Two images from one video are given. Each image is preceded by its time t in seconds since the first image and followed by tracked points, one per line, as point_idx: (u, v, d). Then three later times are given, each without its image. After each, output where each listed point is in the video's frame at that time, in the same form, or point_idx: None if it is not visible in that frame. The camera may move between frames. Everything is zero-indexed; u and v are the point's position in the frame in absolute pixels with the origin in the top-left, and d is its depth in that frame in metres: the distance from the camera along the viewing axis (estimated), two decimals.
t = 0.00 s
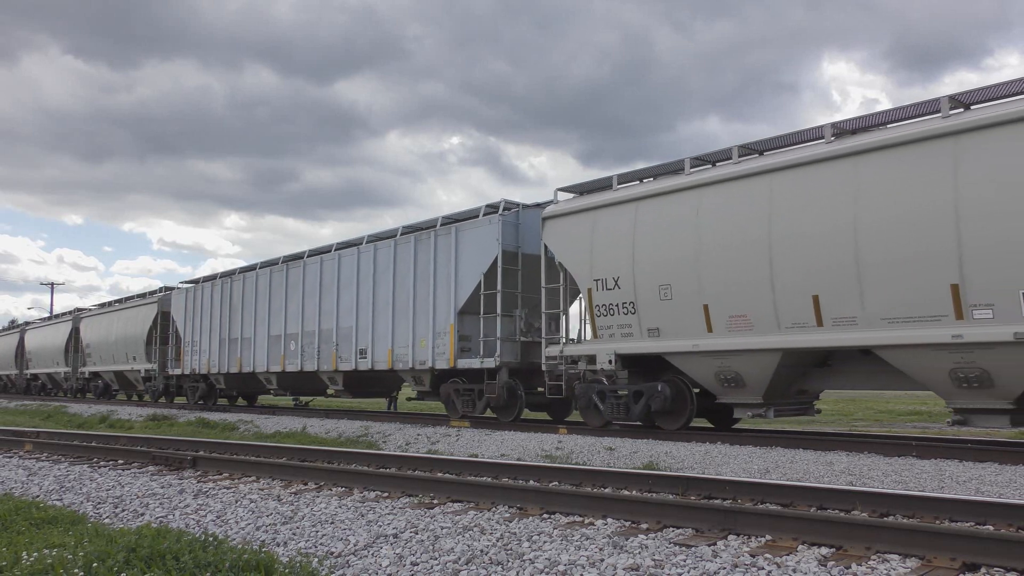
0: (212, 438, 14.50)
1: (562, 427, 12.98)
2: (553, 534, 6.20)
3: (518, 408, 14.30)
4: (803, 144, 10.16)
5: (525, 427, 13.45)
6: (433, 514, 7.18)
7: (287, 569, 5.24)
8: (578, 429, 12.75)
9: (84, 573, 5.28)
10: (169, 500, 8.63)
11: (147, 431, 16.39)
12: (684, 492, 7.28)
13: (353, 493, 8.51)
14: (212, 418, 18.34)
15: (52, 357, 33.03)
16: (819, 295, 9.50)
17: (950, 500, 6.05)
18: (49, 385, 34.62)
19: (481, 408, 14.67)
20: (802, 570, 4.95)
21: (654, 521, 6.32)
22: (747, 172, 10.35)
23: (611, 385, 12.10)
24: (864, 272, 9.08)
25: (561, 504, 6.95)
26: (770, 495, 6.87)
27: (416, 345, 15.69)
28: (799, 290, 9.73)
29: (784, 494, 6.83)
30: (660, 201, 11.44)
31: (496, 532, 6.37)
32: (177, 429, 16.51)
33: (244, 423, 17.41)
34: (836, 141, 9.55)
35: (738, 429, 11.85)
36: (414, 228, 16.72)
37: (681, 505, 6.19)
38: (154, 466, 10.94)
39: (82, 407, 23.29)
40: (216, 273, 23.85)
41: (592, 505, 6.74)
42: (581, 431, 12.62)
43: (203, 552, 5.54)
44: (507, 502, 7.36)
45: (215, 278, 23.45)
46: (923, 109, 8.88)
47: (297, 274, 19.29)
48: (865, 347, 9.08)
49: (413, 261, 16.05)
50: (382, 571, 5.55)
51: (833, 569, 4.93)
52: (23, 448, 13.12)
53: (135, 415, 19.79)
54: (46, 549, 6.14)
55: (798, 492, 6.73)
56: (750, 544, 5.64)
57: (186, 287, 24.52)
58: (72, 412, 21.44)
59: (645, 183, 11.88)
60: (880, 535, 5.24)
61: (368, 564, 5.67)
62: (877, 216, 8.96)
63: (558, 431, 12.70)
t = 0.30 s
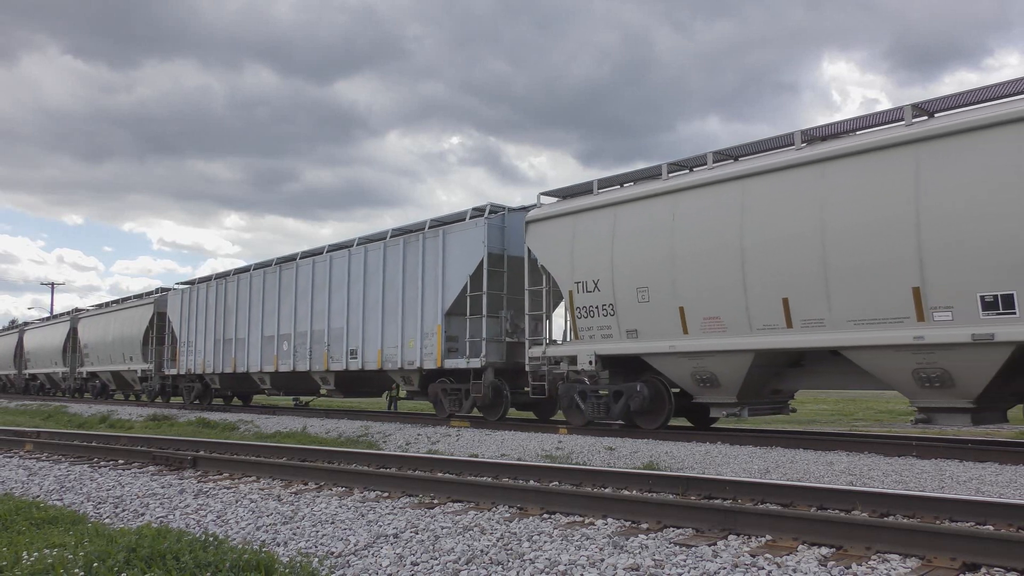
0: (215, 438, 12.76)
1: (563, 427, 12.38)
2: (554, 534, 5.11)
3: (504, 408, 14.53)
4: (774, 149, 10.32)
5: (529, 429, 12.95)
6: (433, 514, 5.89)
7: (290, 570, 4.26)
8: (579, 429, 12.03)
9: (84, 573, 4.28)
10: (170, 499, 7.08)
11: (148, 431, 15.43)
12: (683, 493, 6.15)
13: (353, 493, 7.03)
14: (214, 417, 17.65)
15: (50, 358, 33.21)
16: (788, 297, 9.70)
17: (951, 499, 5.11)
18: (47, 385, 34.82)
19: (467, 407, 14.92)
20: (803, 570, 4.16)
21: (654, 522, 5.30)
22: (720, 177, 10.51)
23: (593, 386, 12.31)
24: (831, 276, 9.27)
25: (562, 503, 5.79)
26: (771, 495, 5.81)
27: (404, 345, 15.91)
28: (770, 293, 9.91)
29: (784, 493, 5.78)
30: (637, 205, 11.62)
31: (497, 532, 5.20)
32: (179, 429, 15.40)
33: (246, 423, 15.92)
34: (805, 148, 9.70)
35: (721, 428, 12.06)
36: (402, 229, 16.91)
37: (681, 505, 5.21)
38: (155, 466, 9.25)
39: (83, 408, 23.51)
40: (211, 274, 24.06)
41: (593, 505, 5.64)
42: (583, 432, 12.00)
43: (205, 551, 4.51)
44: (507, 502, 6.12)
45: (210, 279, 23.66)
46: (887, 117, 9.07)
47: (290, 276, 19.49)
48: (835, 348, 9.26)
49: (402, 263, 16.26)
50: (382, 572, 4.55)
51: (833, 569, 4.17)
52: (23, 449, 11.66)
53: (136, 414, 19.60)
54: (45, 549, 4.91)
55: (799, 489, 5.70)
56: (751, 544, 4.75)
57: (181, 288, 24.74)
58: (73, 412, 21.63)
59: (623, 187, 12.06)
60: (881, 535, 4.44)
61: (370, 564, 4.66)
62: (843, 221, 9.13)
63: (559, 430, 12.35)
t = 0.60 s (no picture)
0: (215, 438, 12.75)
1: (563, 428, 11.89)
2: (554, 534, 5.11)
3: (490, 407, 14.62)
4: (748, 155, 10.40)
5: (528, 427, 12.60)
6: (433, 514, 5.89)
7: (291, 570, 4.26)
8: (575, 430, 11.69)
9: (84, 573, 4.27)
10: (169, 499, 7.08)
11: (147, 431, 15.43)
12: (683, 493, 6.15)
13: (353, 493, 7.02)
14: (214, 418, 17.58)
15: (47, 359, 33.18)
16: (759, 300, 9.75)
17: (951, 500, 5.11)
18: (45, 385, 34.81)
19: (453, 407, 14.97)
20: (803, 570, 4.16)
21: (654, 522, 5.30)
22: (694, 182, 10.59)
23: (574, 386, 12.32)
24: (801, 279, 9.34)
25: (562, 504, 5.79)
26: (771, 494, 5.82)
27: (393, 346, 15.91)
28: (742, 295, 9.95)
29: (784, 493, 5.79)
30: (615, 209, 11.67)
31: (497, 532, 5.20)
32: (179, 429, 15.39)
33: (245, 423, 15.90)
34: (776, 154, 9.81)
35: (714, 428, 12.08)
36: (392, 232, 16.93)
37: (681, 505, 5.21)
38: (155, 466, 9.24)
39: (83, 408, 23.46)
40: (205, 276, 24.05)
41: (593, 505, 5.64)
42: (582, 433, 11.70)
43: (206, 551, 4.51)
44: (507, 502, 6.12)
45: (204, 280, 23.66)
46: (853, 124, 9.20)
47: (282, 277, 19.50)
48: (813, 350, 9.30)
49: (391, 265, 16.27)
50: (382, 571, 4.54)
51: (833, 569, 4.17)
52: (22, 448, 11.64)
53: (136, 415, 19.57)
54: (45, 549, 4.91)
55: (799, 489, 5.70)
56: (751, 544, 4.75)
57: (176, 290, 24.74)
58: (72, 412, 21.59)
59: (604, 191, 12.09)
60: (881, 534, 4.44)
61: (369, 564, 4.66)
62: (812, 225, 9.22)
63: (558, 430, 12.04)
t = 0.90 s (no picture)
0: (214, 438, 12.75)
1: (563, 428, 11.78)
2: (553, 534, 5.11)
3: (477, 406, 14.66)
4: (723, 159, 10.49)
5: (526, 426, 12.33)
6: (433, 514, 5.89)
7: (291, 570, 4.26)
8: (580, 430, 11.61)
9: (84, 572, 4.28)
10: (169, 499, 7.08)
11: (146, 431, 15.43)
12: (683, 493, 6.15)
13: (353, 492, 7.02)
14: (214, 418, 17.61)
15: (46, 359, 33.17)
16: (733, 301, 9.86)
17: (951, 499, 5.11)
18: (43, 385, 34.82)
19: (441, 407, 15.01)
20: (803, 570, 4.16)
21: (654, 522, 5.29)
22: (671, 187, 10.69)
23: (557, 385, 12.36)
24: (773, 282, 9.47)
25: (562, 503, 5.79)
26: (770, 494, 5.82)
27: (382, 347, 15.91)
28: (717, 297, 10.05)
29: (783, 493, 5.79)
30: (595, 213, 11.75)
31: (497, 532, 5.20)
32: (179, 429, 15.38)
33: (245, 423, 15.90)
34: (750, 159, 9.94)
35: (717, 428, 12.06)
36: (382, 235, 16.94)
37: (681, 505, 5.21)
38: (155, 466, 9.24)
39: (83, 407, 23.43)
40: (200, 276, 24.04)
41: (593, 505, 5.64)
42: (585, 433, 11.55)
43: (205, 551, 4.51)
44: (507, 502, 6.12)
45: (199, 281, 23.67)
46: (822, 131, 9.36)
47: (275, 279, 19.51)
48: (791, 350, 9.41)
49: (381, 267, 16.28)
50: (382, 571, 4.54)
51: (833, 569, 4.16)
52: (22, 449, 11.63)
53: (136, 414, 19.58)
54: (45, 549, 4.91)
55: (800, 489, 5.70)
56: (751, 544, 4.75)
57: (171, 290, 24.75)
58: (71, 412, 21.57)
59: (585, 195, 12.16)
60: (881, 534, 4.44)
61: (369, 564, 4.66)
62: (782, 228, 9.36)
63: (558, 430, 11.84)
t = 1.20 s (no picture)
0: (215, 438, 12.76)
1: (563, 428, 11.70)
2: (553, 534, 5.11)
3: (464, 405, 14.64)
4: (700, 164, 10.68)
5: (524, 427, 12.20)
6: (432, 514, 5.89)
7: (291, 570, 4.26)
8: (577, 430, 11.48)
9: (84, 573, 4.28)
10: (169, 499, 7.08)
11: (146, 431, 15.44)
12: (683, 494, 6.15)
13: (353, 492, 7.03)
14: (214, 418, 17.60)
15: (43, 360, 33.17)
16: (708, 303, 10.05)
17: (950, 499, 5.12)
18: (41, 385, 34.84)
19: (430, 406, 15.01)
20: (803, 570, 4.16)
21: (654, 522, 5.29)
22: (649, 192, 10.88)
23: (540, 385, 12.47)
24: (746, 284, 9.67)
25: (562, 503, 5.79)
26: (770, 495, 5.82)
27: (373, 347, 15.91)
28: (692, 299, 10.25)
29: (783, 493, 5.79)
30: (577, 217, 11.93)
31: (497, 532, 5.20)
32: (179, 429, 15.39)
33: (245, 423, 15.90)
34: (724, 164, 10.14)
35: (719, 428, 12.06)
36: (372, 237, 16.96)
37: (681, 505, 5.21)
38: (154, 466, 9.24)
39: (82, 408, 23.44)
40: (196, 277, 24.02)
41: (593, 506, 5.64)
42: (582, 433, 11.41)
43: (205, 551, 4.51)
44: (507, 502, 6.12)
45: (195, 282, 23.66)
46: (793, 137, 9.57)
47: (269, 280, 19.52)
48: (772, 351, 9.51)
49: (371, 268, 16.29)
50: (382, 571, 4.54)
51: (833, 569, 4.16)
52: (22, 449, 11.63)
53: (136, 414, 19.59)
54: (45, 549, 4.91)
55: (799, 489, 5.70)
56: (751, 544, 4.75)
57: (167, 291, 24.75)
58: (72, 412, 21.58)
59: (568, 199, 12.32)
60: (881, 535, 4.44)
61: (369, 564, 4.66)
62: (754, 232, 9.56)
63: (559, 430, 11.67)
